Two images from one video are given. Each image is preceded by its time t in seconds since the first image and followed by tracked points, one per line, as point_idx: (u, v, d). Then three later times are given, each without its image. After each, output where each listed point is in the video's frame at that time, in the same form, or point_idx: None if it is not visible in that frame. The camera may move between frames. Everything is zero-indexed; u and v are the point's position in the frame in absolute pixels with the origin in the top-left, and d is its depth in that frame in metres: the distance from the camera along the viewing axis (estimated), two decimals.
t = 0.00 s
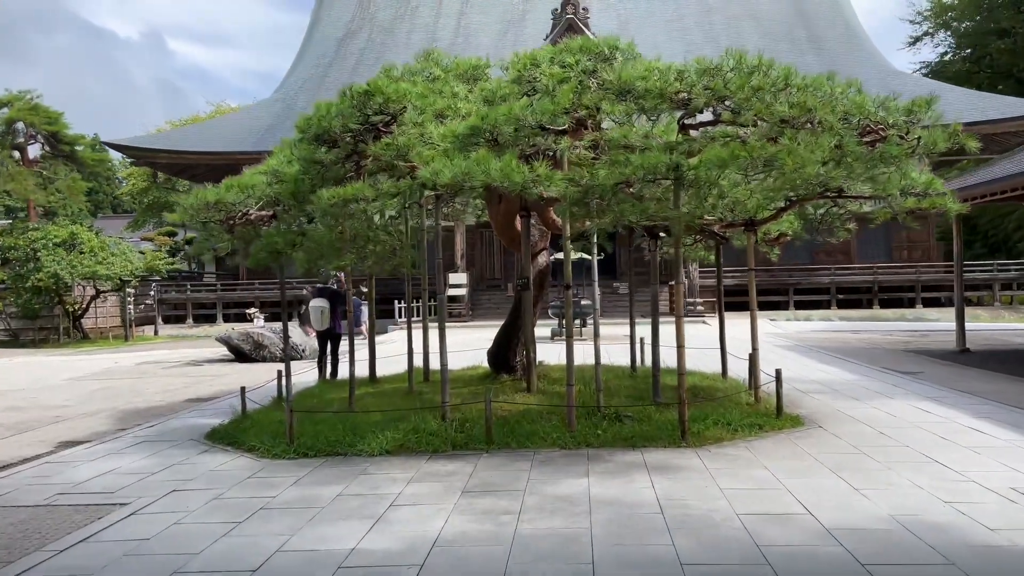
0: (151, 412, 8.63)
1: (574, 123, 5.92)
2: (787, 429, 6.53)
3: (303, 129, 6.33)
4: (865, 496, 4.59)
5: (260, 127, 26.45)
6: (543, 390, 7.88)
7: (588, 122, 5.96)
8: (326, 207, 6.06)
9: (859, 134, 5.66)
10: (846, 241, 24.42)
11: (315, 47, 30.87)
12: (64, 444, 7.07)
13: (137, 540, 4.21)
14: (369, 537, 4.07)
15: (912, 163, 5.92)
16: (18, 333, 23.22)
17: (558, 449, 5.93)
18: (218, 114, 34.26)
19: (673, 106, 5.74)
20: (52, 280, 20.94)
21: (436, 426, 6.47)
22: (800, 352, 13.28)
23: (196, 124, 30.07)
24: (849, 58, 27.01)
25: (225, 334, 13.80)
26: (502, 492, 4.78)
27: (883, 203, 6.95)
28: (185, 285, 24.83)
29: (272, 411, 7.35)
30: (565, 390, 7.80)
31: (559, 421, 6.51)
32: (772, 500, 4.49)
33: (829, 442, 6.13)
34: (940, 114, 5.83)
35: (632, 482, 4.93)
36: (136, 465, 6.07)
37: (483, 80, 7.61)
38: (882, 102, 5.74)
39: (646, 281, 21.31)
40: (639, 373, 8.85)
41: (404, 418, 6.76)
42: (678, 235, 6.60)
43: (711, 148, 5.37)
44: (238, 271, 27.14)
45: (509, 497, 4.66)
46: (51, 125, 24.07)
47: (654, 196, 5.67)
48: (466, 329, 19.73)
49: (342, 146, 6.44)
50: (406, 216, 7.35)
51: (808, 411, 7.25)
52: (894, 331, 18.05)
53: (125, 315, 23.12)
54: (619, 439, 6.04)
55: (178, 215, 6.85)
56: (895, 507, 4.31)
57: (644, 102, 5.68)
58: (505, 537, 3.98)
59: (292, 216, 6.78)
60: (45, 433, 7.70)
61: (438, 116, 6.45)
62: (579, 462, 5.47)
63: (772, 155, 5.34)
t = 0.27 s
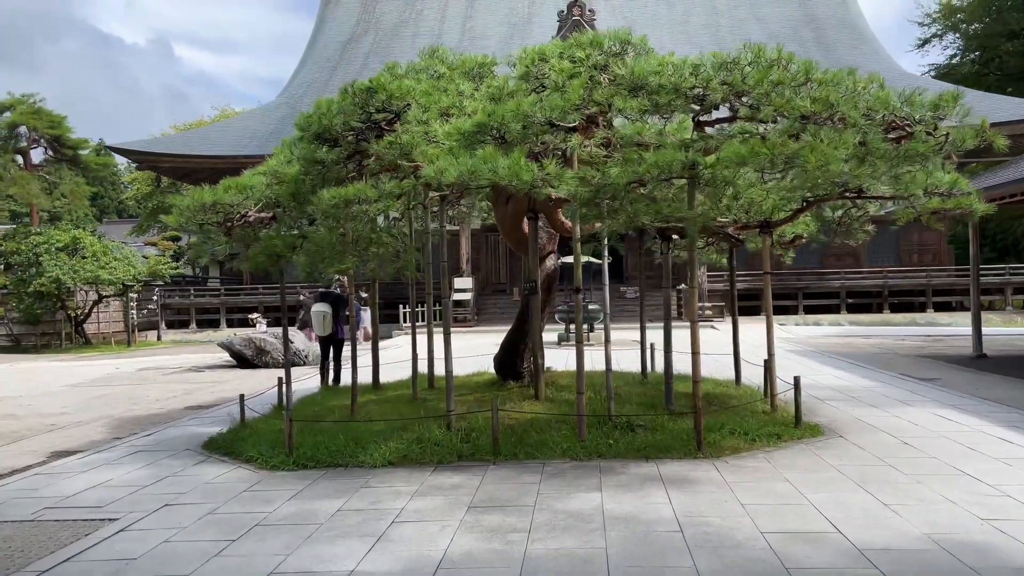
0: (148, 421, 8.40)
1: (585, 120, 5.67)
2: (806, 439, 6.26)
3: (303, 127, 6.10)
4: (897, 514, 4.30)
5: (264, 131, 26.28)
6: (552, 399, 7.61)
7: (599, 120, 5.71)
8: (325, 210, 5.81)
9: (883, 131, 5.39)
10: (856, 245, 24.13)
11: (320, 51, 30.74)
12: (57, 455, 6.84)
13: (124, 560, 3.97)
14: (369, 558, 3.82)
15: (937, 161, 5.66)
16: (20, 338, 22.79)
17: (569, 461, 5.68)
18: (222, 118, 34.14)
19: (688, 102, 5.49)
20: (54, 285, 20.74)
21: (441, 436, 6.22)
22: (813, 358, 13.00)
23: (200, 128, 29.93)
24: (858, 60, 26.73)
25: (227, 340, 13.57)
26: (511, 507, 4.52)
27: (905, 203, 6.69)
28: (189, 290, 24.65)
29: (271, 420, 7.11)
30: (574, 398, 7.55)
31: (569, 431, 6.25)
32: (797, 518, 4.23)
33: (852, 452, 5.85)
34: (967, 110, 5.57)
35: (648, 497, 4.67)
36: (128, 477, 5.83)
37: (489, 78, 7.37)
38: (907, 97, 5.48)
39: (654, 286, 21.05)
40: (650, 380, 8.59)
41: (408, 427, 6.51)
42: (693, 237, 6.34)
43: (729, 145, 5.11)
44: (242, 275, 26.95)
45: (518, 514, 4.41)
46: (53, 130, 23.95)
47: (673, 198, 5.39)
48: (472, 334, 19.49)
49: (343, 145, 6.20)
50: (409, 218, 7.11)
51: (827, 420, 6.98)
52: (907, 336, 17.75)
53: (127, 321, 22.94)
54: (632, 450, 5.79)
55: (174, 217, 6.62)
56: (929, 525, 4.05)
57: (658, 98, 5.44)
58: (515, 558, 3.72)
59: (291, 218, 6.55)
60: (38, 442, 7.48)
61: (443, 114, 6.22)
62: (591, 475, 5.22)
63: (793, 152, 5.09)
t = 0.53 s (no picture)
0: (144, 434, 8.18)
1: (594, 123, 5.44)
2: (826, 456, 6.00)
3: (302, 131, 5.89)
4: (928, 539, 4.04)
5: (268, 137, 26.14)
6: (559, 412, 7.36)
7: (609, 122, 5.48)
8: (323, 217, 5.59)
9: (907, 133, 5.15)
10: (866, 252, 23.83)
11: (325, 57, 30.65)
12: (48, 470, 6.62)
13: None
14: None
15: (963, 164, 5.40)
16: (21, 346, 22.98)
17: (577, 479, 5.43)
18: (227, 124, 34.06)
19: (702, 104, 5.26)
20: (56, 293, 20.55)
21: (444, 452, 5.98)
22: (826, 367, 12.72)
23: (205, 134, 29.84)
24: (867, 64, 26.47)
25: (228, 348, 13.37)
26: (517, 531, 4.28)
27: (927, 209, 6.43)
28: (192, 297, 24.49)
29: (269, 434, 6.88)
30: (582, 411, 7.31)
31: (577, 446, 6.01)
32: (822, 544, 3.97)
33: (874, 470, 5.59)
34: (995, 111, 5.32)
35: (662, 520, 4.42)
36: (118, 495, 5.61)
37: (494, 81, 7.15)
38: (932, 98, 5.23)
39: (661, 292, 20.81)
40: (660, 391, 8.33)
41: (410, 442, 6.27)
42: (707, 244, 6.10)
43: (745, 148, 4.87)
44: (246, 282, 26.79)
45: (524, 539, 4.16)
46: (57, 136, 23.87)
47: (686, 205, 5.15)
48: (477, 342, 19.26)
49: (343, 149, 5.98)
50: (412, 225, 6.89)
51: (846, 434, 6.72)
52: (920, 343, 17.43)
53: (130, 328, 22.78)
54: (643, 467, 5.54)
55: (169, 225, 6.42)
56: (964, 553, 3.78)
57: (670, 99, 5.21)
58: None
59: (290, 226, 6.33)
60: (30, 457, 7.27)
61: (446, 117, 5.99)
62: (601, 495, 4.97)
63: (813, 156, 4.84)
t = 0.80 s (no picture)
0: (137, 442, 7.97)
1: (599, 118, 5.23)
2: (840, 465, 5.76)
3: (296, 128, 5.69)
4: (955, 555, 3.80)
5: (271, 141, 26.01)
6: (563, 418, 7.13)
7: (614, 118, 5.27)
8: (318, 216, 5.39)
9: (927, 127, 4.92)
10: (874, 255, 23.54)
11: (329, 62, 30.58)
12: (36, 480, 6.41)
13: None
14: None
15: (985, 160, 5.17)
16: (23, 351, 22.73)
17: (582, 489, 5.21)
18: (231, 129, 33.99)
19: (712, 98, 5.04)
20: (58, 298, 20.39)
21: (444, 460, 5.77)
22: (835, 372, 12.47)
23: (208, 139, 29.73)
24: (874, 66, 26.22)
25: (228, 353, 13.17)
26: (518, 547, 4.05)
27: (945, 208, 6.19)
28: (195, 302, 24.34)
29: (264, 441, 6.68)
30: (587, 417, 7.08)
31: (582, 455, 5.79)
32: (841, 560, 3.75)
33: (893, 480, 5.35)
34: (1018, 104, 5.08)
35: (671, 534, 4.19)
36: (104, 506, 5.40)
37: (495, 77, 6.95)
38: (953, 90, 4.99)
39: (667, 296, 20.59)
40: (667, 397, 8.10)
41: (409, 451, 6.05)
42: (716, 245, 5.88)
43: (758, 142, 4.64)
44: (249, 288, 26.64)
45: (526, 554, 3.94)
46: (59, 141, 23.76)
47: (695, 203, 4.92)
48: (481, 347, 19.04)
49: (339, 147, 5.79)
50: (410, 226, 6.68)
51: (861, 442, 6.48)
52: (931, 348, 17.16)
53: (132, 334, 22.62)
54: (650, 477, 5.31)
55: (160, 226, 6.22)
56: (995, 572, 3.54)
57: (678, 93, 4.99)
58: None
59: (285, 226, 6.13)
60: (19, 465, 7.07)
61: (446, 114, 5.79)
62: (607, 506, 4.74)
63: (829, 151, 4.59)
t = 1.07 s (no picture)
0: (130, 453, 7.74)
1: (606, 117, 5.00)
2: (859, 480, 5.50)
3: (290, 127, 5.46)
4: None
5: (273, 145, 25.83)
6: (569, 429, 6.88)
7: (622, 117, 5.03)
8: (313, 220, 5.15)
9: (952, 125, 4.66)
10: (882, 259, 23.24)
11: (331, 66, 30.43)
12: (21, 494, 6.19)
13: None
14: None
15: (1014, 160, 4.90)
16: (23, 357, 22.55)
17: (589, 507, 4.96)
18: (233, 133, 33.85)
19: (725, 95, 4.80)
20: (57, 303, 20.20)
21: (444, 474, 5.52)
22: (847, 379, 12.20)
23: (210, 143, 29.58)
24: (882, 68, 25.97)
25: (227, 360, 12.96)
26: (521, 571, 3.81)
27: (967, 211, 5.93)
28: (196, 307, 24.15)
29: (259, 453, 6.44)
30: (594, 428, 6.83)
31: (588, 469, 5.54)
32: None
33: (916, 497, 5.08)
34: None
35: (685, 557, 3.94)
36: (90, 523, 5.17)
37: (498, 77, 6.72)
38: (980, 86, 4.74)
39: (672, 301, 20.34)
40: (677, 407, 7.85)
41: (408, 464, 5.81)
42: (729, 250, 5.63)
43: (775, 141, 4.40)
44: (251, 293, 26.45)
45: None
46: (59, 144, 23.61)
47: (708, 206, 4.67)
48: (485, 352, 18.80)
49: (335, 148, 5.56)
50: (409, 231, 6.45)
51: (879, 455, 6.22)
52: (942, 354, 16.88)
53: (133, 339, 22.42)
54: (661, 494, 5.06)
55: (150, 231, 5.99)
56: None
57: (689, 90, 4.75)
58: None
59: (279, 231, 5.90)
60: (7, 478, 6.85)
61: (446, 113, 5.56)
62: (616, 525, 4.49)
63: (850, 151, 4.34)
